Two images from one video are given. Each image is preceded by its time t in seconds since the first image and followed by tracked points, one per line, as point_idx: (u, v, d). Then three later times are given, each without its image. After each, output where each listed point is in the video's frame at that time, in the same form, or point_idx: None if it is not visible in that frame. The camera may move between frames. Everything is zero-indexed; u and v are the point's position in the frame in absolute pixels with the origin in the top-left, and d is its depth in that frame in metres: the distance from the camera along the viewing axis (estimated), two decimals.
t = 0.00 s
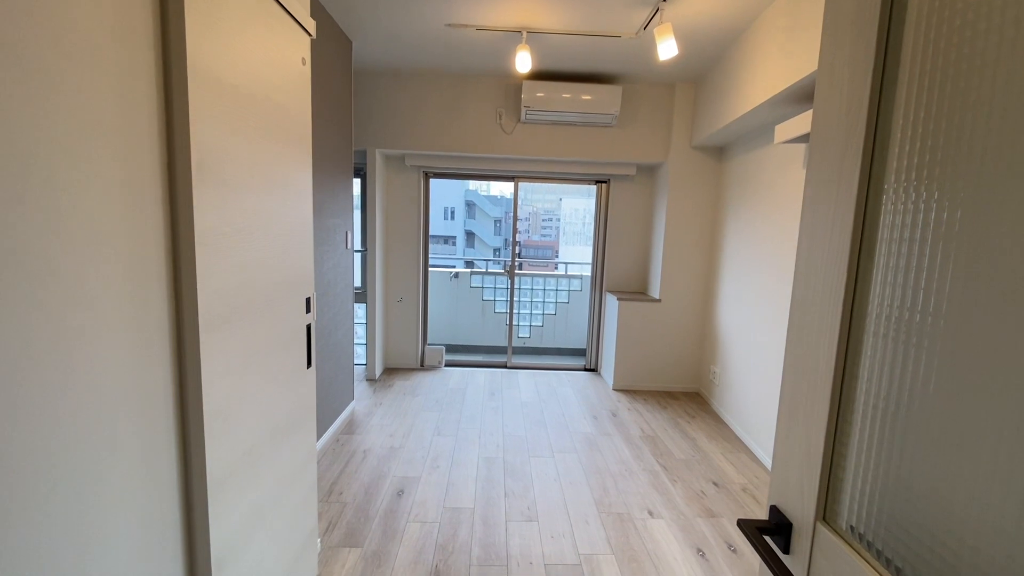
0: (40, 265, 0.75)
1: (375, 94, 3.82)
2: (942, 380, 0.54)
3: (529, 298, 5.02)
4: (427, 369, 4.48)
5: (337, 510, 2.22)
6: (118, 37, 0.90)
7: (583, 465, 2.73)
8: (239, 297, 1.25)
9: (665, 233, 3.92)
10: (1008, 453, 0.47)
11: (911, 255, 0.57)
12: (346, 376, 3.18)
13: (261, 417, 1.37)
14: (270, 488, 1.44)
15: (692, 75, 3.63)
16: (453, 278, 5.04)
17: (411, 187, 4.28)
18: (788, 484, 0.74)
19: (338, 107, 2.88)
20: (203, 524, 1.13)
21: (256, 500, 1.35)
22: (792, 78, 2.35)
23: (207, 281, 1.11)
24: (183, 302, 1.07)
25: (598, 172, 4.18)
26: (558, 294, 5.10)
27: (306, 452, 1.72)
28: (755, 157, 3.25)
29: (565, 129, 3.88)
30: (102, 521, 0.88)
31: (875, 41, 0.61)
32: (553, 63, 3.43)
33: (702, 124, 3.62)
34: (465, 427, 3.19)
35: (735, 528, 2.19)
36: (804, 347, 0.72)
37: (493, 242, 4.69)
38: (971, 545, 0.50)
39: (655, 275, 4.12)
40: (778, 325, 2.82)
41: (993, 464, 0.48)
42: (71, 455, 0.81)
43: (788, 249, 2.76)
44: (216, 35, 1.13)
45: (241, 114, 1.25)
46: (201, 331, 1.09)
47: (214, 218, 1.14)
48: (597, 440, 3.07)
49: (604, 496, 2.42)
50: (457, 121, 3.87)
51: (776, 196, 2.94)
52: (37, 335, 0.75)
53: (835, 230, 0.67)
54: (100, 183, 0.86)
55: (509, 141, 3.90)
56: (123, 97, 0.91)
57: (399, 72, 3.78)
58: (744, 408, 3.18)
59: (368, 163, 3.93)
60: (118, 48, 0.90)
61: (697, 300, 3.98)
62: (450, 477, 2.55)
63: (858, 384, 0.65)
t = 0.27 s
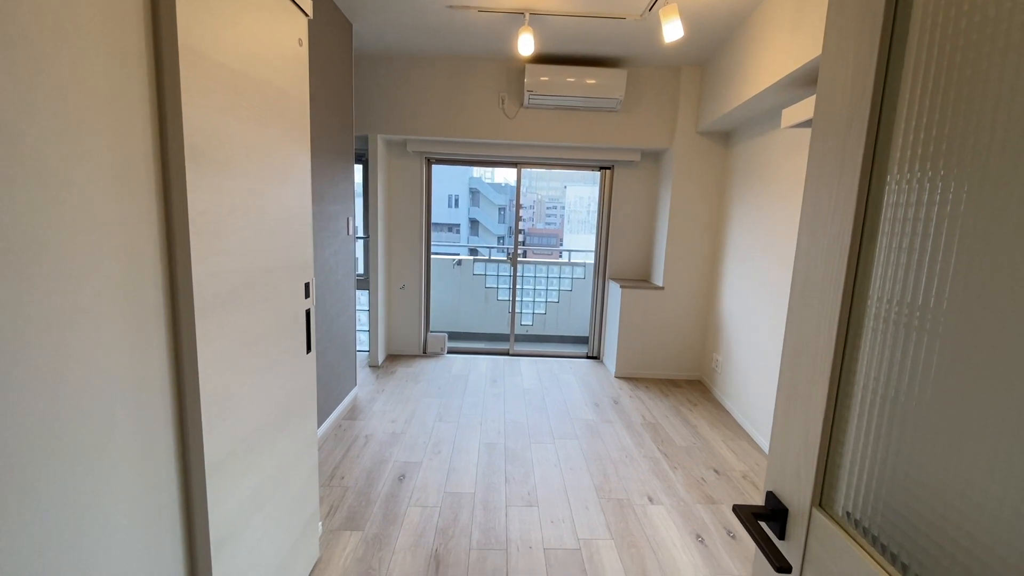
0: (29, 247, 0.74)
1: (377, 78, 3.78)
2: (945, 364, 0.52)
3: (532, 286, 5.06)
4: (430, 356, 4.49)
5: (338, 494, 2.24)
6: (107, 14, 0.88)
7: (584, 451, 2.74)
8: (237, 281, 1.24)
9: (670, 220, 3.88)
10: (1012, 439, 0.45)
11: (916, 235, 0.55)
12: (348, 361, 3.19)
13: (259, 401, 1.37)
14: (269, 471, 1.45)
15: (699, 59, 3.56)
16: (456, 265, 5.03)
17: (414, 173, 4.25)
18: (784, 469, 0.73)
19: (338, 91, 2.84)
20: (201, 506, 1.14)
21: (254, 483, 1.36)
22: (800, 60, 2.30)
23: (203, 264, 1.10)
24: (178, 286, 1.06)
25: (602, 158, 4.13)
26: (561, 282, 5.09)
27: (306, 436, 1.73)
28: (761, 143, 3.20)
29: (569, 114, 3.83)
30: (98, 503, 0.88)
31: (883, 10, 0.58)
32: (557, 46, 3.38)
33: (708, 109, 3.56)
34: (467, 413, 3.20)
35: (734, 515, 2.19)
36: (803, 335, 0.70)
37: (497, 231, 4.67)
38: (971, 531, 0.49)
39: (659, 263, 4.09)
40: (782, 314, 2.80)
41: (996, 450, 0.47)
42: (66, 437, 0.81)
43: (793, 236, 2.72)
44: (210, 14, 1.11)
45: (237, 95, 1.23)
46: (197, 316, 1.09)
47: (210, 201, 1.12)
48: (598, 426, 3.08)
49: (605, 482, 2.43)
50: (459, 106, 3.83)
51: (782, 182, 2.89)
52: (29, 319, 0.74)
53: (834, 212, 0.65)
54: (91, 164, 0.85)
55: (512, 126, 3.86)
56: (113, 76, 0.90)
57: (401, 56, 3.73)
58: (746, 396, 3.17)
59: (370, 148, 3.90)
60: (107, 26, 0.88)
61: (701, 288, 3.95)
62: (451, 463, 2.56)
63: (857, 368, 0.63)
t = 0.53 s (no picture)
0: (25, 227, 0.74)
1: (379, 63, 3.74)
2: (948, 346, 0.51)
3: (535, 274, 5.06)
4: (433, 343, 4.51)
5: (341, 479, 2.26)
6: None
7: (586, 438, 2.75)
8: (235, 265, 1.24)
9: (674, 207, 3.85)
10: (1015, 421, 0.44)
11: (920, 214, 0.54)
12: (351, 348, 3.20)
13: (260, 386, 1.38)
14: (270, 455, 1.46)
15: (706, 42, 3.50)
16: (459, 253, 5.02)
17: (416, 159, 4.22)
18: (783, 454, 0.72)
19: (339, 76, 2.82)
20: (202, 487, 1.15)
21: (255, 467, 1.37)
22: (808, 43, 2.26)
23: (201, 248, 1.10)
24: (176, 269, 1.05)
25: (606, 144, 4.09)
26: (565, 270, 5.07)
27: (308, 421, 1.74)
28: (768, 128, 3.15)
29: (573, 100, 3.79)
30: (98, 485, 0.88)
31: None
32: (561, 29, 3.33)
33: (714, 94, 3.51)
34: (469, 400, 3.21)
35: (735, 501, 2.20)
36: (803, 316, 0.69)
37: (502, 219, 4.59)
38: (969, 514, 0.49)
39: (663, 251, 4.06)
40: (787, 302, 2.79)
41: (1000, 433, 0.46)
42: (65, 418, 0.81)
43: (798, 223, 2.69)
44: None
45: (235, 77, 1.21)
46: (195, 300, 1.08)
47: (208, 184, 1.11)
48: (600, 414, 3.08)
49: (606, 468, 2.44)
50: (462, 91, 3.79)
51: (788, 168, 2.85)
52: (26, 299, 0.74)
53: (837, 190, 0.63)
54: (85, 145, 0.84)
55: (516, 112, 3.82)
56: (106, 55, 0.88)
57: (403, 40, 3.69)
58: (750, 384, 3.17)
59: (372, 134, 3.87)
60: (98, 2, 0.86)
61: (706, 276, 3.93)
62: (453, 448, 2.58)
63: (857, 351, 0.62)
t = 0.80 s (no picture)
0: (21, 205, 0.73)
1: (385, 47, 3.69)
2: (978, 331, 0.48)
3: (542, 261, 4.98)
4: (440, 330, 4.51)
5: (348, 463, 2.27)
6: None
7: (592, 426, 2.74)
8: (239, 248, 1.22)
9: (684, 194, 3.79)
10: None
11: (949, 192, 0.50)
12: (357, 334, 3.20)
13: (264, 370, 1.37)
14: (277, 438, 1.46)
15: (718, 24, 3.41)
16: (466, 240, 5.00)
17: (423, 145, 4.18)
18: (799, 442, 0.69)
19: (344, 58, 2.77)
20: (207, 468, 1.15)
21: (261, 451, 1.37)
22: (824, 23, 2.19)
23: (203, 229, 1.08)
24: (178, 251, 1.05)
25: (615, 129, 4.02)
26: (572, 258, 5.04)
27: (314, 405, 1.75)
28: (781, 112, 3.08)
29: (582, 83, 3.72)
30: (99, 464, 0.89)
31: None
32: (570, 11, 3.26)
33: (726, 77, 3.43)
34: (475, 386, 3.21)
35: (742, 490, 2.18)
36: (818, 298, 0.66)
37: (509, 207, 4.53)
38: (997, 507, 0.47)
39: (672, 238, 4.01)
40: (798, 291, 2.74)
41: None
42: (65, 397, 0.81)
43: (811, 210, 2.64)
44: None
45: (239, 55, 1.19)
46: (199, 283, 1.07)
47: (209, 164, 1.09)
48: (607, 401, 3.07)
49: (612, 456, 2.44)
50: (469, 75, 3.74)
51: (801, 154, 2.79)
52: (24, 277, 0.74)
53: (859, 164, 0.59)
54: (82, 122, 0.83)
55: (523, 96, 3.76)
56: (102, 31, 0.86)
57: (409, 23, 3.64)
58: (758, 373, 3.14)
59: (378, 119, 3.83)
60: None
61: (715, 264, 3.88)
62: (459, 434, 2.58)
63: (879, 337, 0.58)
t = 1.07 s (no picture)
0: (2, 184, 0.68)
1: (392, 27, 3.61)
2: None
3: (549, 248, 4.97)
4: (447, 317, 4.47)
5: (355, 451, 2.26)
6: None
7: (601, 415, 2.71)
8: (243, 232, 1.18)
9: (697, 180, 3.70)
10: None
11: None
12: (364, 321, 3.17)
13: (269, 358, 1.33)
14: (282, 427, 1.43)
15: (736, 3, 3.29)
16: (473, 227, 4.95)
17: (430, 129, 4.10)
18: (837, 443, 0.64)
19: (350, 39, 2.70)
20: (209, 459, 1.12)
21: (267, 440, 1.34)
22: None
23: (204, 212, 1.03)
24: (177, 235, 1.00)
25: (627, 113, 3.92)
26: (581, 245, 4.97)
27: (321, 393, 1.71)
28: (799, 95, 2.97)
29: (593, 66, 3.63)
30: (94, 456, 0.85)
31: None
32: None
33: (744, 58, 3.32)
34: (483, 374, 3.18)
35: (755, 482, 2.14)
36: (856, 288, 0.61)
37: (515, 194, 4.52)
38: None
39: (684, 225, 3.93)
40: (814, 280, 2.67)
41: None
42: (55, 388, 0.77)
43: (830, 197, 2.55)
44: None
45: (240, 28, 1.13)
46: (200, 268, 1.03)
47: (211, 144, 1.04)
48: (616, 390, 3.03)
49: (622, 446, 2.40)
50: (478, 56, 3.65)
51: (820, 138, 2.70)
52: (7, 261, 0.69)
53: (908, 136, 0.54)
54: (68, 96, 0.78)
55: (533, 78, 3.67)
56: None
57: (416, 3, 3.54)
58: (771, 363, 3.08)
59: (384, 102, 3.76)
60: None
61: (727, 252, 3.80)
62: (467, 423, 2.56)
63: (939, 332, 0.53)
